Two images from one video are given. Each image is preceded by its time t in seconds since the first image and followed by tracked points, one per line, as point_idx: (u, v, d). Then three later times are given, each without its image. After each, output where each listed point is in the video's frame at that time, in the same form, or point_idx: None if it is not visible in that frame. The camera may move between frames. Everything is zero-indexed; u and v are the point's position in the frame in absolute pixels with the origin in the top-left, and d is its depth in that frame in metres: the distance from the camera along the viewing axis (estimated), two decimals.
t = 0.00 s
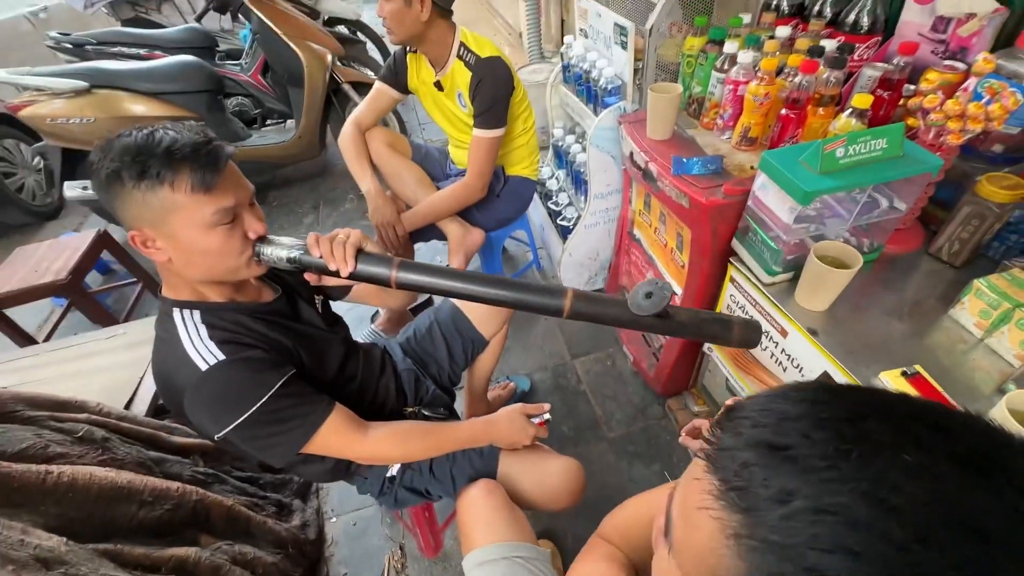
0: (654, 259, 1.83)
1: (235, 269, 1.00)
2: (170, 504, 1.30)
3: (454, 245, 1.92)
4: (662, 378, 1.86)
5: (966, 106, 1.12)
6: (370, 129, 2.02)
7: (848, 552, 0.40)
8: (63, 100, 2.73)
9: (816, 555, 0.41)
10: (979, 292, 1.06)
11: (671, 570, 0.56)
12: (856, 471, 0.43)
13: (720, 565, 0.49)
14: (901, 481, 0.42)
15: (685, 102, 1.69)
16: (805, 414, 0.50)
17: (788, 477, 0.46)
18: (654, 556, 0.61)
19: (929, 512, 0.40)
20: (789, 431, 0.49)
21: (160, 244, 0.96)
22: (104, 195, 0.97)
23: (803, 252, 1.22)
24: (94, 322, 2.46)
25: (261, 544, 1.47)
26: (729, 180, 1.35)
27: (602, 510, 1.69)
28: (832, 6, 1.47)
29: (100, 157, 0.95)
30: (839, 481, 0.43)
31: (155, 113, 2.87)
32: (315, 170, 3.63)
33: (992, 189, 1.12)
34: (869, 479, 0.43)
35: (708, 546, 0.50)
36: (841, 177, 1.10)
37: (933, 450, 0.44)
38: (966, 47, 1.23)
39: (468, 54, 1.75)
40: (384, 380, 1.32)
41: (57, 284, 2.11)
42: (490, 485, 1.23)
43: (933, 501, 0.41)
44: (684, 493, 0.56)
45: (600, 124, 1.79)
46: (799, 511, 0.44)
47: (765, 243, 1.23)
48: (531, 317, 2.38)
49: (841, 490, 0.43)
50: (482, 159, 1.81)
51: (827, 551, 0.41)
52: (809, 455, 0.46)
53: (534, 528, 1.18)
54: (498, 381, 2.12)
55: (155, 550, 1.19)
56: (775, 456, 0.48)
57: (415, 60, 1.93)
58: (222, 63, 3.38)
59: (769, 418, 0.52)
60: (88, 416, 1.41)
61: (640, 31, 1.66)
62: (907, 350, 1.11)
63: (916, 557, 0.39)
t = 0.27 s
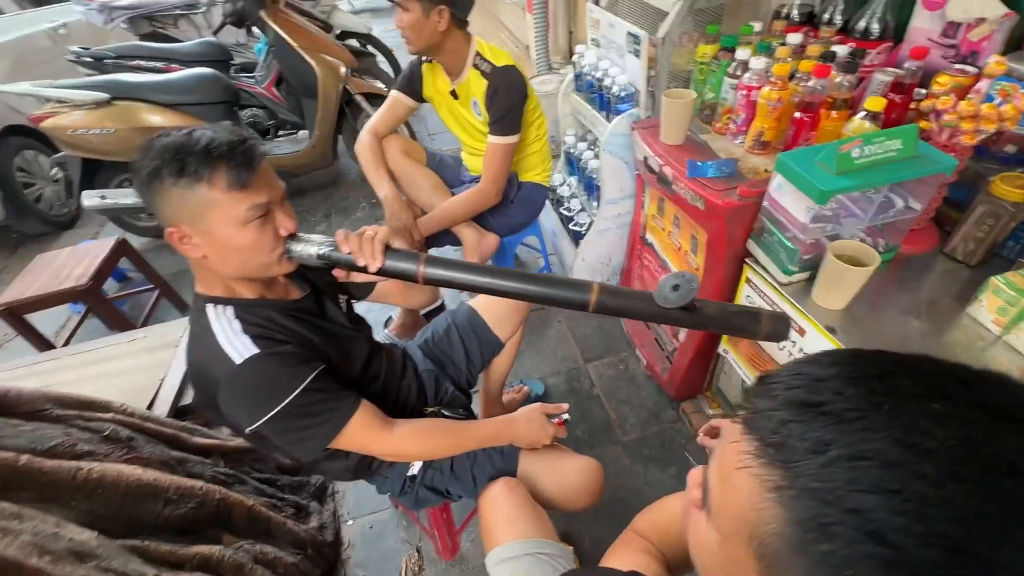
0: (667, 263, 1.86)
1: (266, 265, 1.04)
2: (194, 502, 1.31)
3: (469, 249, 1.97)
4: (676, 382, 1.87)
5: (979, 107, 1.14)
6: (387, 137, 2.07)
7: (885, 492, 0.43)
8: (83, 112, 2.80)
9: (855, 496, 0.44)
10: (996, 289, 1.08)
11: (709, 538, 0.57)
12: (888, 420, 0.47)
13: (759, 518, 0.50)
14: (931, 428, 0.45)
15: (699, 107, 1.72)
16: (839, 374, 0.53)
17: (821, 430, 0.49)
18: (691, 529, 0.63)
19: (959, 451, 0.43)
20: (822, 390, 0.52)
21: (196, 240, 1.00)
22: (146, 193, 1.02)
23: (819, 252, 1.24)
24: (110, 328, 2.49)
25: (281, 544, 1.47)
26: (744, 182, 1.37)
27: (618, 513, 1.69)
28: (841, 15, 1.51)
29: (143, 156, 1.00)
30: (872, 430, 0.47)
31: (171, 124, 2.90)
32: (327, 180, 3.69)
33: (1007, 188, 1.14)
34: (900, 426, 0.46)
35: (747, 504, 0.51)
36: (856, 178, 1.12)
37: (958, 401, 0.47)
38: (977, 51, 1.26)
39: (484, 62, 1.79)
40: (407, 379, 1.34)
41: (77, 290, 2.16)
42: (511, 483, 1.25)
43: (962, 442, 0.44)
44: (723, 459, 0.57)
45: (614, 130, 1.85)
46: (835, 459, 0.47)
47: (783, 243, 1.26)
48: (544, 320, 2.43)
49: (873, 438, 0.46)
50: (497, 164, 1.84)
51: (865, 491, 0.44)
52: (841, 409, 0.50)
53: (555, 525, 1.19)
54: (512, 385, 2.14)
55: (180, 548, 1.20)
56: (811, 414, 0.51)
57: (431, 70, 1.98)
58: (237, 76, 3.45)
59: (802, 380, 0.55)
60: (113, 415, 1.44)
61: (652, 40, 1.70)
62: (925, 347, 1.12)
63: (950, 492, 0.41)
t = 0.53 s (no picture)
0: (683, 268, 1.89)
1: (304, 266, 1.07)
2: (223, 501, 1.33)
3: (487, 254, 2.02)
4: (691, 386, 1.90)
5: (994, 113, 1.17)
6: (406, 145, 2.11)
7: (927, 439, 0.47)
8: (106, 122, 2.86)
9: (899, 444, 0.48)
10: (1015, 291, 1.10)
11: (758, 507, 0.62)
12: (927, 378, 0.51)
13: (808, 476, 0.54)
14: (967, 384, 0.50)
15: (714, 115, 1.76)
16: (881, 343, 0.57)
17: (864, 392, 0.54)
18: (739, 501, 0.67)
19: (993, 402, 0.48)
20: (866, 357, 0.56)
21: (238, 241, 1.04)
22: (192, 196, 1.06)
23: (838, 255, 1.27)
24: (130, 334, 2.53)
25: (306, 543, 1.49)
26: (762, 188, 1.40)
27: (636, 515, 1.71)
28: (856, 24, 1.56)
29: (190, 162, 1.04)
30: (914, 389, 0.51)
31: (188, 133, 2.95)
32: (340, 189, 3.75)
33: None
34: (938, 384, 0.50)
35: (796, 467, 0.56)
36: (875, 182, 1.15)
37: (993, 365, 0.51)
38: (990, 60, 1.28)
39: (503, 73, 1.84)
40: (433, 379, 1.38)
41: (101, 295, 2.22)
42: (536, 482, 1.27)
43: (996, 397, 0.49)
44: (773, 425, 0.62)
45: (630, 138, 1.88)
46: (879, 415, 0.51)
47: (801, 246, 1.29)
48: (558, 325, 2.47)
49: (915, 392, 0.50)
50: (513, 171, 1.87)
51: (910, 441, 0.48)
52: (881, 372, 0.54)
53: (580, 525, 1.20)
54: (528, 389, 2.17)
55: (211, 545, 1.22)
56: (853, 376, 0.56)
57: (450, 80, 2.03)
58: (253, 87, 3.52)
59: (847, 351, 0.59)
60: (144, 416, 1.47)
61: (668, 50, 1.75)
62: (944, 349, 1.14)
63: (987, 435, 0.46)
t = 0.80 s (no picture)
0: (685, 274, 1.91)
1: (316, 271, 1.09)
2: (232, 504, 1.34)
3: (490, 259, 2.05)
4: (694, 391, 1.92)
5: (990, 124, 1.21)
6: (412, 152, 2.14)
7: (924, 427, 0.50)
8: (112, 128, 2.88)
9: (897, 432, 0.51)
10: (1012, 297, 1.12)
11: (770, 505, 0.63)
12: (921, 370, 0.54)
13: (815, 469, 0.56)
14: (957, 375, 0.52)
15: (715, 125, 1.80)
16: (878, 343, 0.60)
17: (864, 386, 0.56)
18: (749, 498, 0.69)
19: (981, 392, 0.50)
20: (866, 355, 0.59)
21: (252, 247, 1.06)
22: (207, 203, 1.08)
23: (839, 262, 1.29)
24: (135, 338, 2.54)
25: (312, 547, 1.50)
26: (763, 196, 1.43)
27: (640, 519, 1.72)
28: (854, 35, 1.60)
29: (205, 170, 1.07)
30: (909, 380, 0.53)
31: (193, 140, 2.98)
32: (343, 196, 3.78)
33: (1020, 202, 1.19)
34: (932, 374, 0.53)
35: (803, 461, 0.58)
36: (875, 191, 1.17)
37: (980, 357, 0.54)
38: (985, 73, 1.31)
39: (508, 83, 1.87)
40: (440, 383, 1.41)
41: (107, 299, 2.23)
42: (542, 485, 1.28)
43: (984, 385, 0.51)
44: (780, 425, 0.64)
45: (633, 147, 1.91)
46: (880, 407, 0.53)
47: (802, 254, 1.31)
48: (561, 331, 2.50)
49: (910, 384, 0.53)
50: (518, 178, 1.90)
51: (911, 429, 0.51)
52: (879, 368, 0.56)
53: (585, 528, 1.22)
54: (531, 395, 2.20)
55: (220, 547, 1.23)
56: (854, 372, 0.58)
57: (454, 89, 2.06)
58: (258, 94, 3.57)
59: (846, 350, 0.61)
60: (153, 419, 1.49)
61: (670, 61, 1.78)
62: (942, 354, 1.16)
63: (979, 422, 0.48)
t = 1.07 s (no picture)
0: (684, 283, 1.92)
1: (317, 282, 1.10)
2: (231, 512, 1.34)
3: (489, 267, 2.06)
4: (692, 400, 1.93)
5: (985, 140, 1.22)
6: (412, 159, 2.15)
7: (920, 443, 0.50)
8: (112, 133, 2.88)
9: (893, 448, 0.52)
10: (1007, 311, 1.14)
11: (771, 522, 0.64)
12: (915, 388, 0.54)
13: (815, 485, 0.57)
14: (950, 393, 0.53)
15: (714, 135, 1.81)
16: (873, 360, 0.60)
17: (861, 403, 0.57)
18: (750, 514, 0.70)
19: (972, 410, 0.51)
20: (863, 373, 0.59)
21: (253, 259, 1.06)
22: (209, 215, 1.09)
23: (837, 274, 1.31)
24: (133, 343, 2.54)
25: (311, 555, 1.50)
26: (762, 208, 1.44)
27: (638, 528, 1.73)
28: (851, 50, 1.60)
29: (207, 182, 1.08)
30: (904, 396, 0.54)
31: (193, 144, 3.00)
32: (342, 201, 3.80)
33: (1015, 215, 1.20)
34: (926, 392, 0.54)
35: (803, 475, 0.59)
36: (872, 204, 1.18)
37: (974, 376, 0.54)
38: (980, 88, 1.33)
39: (509, 92, 1.88)
40: (441, 391, 1.41)
41: (106, 304, 2.23)
42: (542, 495, 1.28)
43: (977, 403, 0.52)
44: (780, 440, 0.65)
45: (632, 157, 1.92)
46: (876, 423, 0.54)
47: (801, 265, 1.32)
48: (560, 338, 2.51)
49: (904, 402, 0.54)
50: (518, 187, 1.91)
51: (906, 443, 0.51)
52: (875, 385, 0.57)
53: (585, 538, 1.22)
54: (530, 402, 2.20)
55: (219, 556, 1.23)
56: (853, 388, 0.59)
57: (455, 98, 2.07)
58: (258, 99, 3.58)
59: (843, 368, 0.62)
60: (152, 427, 1.49)
61: (670, 73, 1.79)
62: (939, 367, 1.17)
63: (972, 439, 0.49)
